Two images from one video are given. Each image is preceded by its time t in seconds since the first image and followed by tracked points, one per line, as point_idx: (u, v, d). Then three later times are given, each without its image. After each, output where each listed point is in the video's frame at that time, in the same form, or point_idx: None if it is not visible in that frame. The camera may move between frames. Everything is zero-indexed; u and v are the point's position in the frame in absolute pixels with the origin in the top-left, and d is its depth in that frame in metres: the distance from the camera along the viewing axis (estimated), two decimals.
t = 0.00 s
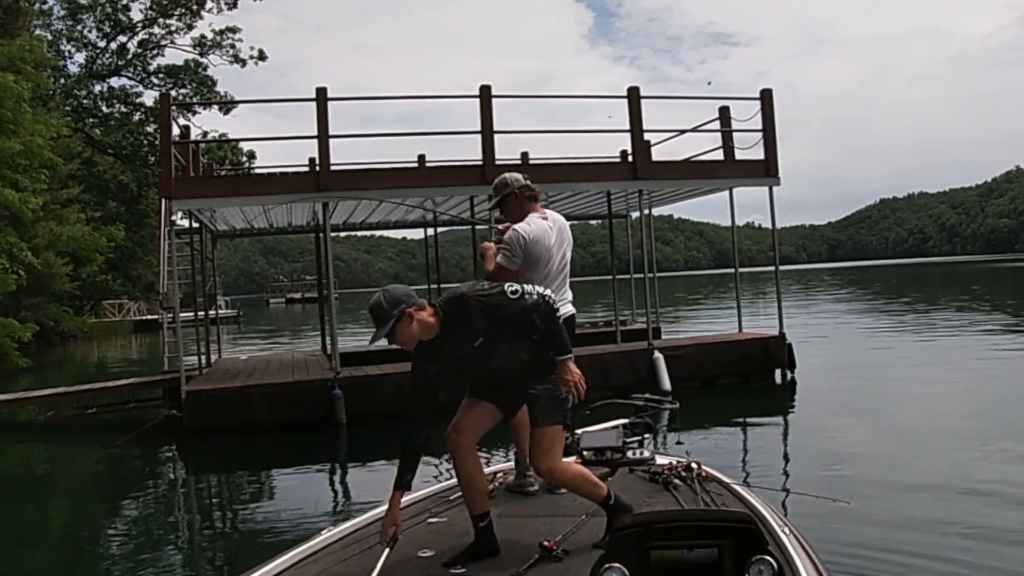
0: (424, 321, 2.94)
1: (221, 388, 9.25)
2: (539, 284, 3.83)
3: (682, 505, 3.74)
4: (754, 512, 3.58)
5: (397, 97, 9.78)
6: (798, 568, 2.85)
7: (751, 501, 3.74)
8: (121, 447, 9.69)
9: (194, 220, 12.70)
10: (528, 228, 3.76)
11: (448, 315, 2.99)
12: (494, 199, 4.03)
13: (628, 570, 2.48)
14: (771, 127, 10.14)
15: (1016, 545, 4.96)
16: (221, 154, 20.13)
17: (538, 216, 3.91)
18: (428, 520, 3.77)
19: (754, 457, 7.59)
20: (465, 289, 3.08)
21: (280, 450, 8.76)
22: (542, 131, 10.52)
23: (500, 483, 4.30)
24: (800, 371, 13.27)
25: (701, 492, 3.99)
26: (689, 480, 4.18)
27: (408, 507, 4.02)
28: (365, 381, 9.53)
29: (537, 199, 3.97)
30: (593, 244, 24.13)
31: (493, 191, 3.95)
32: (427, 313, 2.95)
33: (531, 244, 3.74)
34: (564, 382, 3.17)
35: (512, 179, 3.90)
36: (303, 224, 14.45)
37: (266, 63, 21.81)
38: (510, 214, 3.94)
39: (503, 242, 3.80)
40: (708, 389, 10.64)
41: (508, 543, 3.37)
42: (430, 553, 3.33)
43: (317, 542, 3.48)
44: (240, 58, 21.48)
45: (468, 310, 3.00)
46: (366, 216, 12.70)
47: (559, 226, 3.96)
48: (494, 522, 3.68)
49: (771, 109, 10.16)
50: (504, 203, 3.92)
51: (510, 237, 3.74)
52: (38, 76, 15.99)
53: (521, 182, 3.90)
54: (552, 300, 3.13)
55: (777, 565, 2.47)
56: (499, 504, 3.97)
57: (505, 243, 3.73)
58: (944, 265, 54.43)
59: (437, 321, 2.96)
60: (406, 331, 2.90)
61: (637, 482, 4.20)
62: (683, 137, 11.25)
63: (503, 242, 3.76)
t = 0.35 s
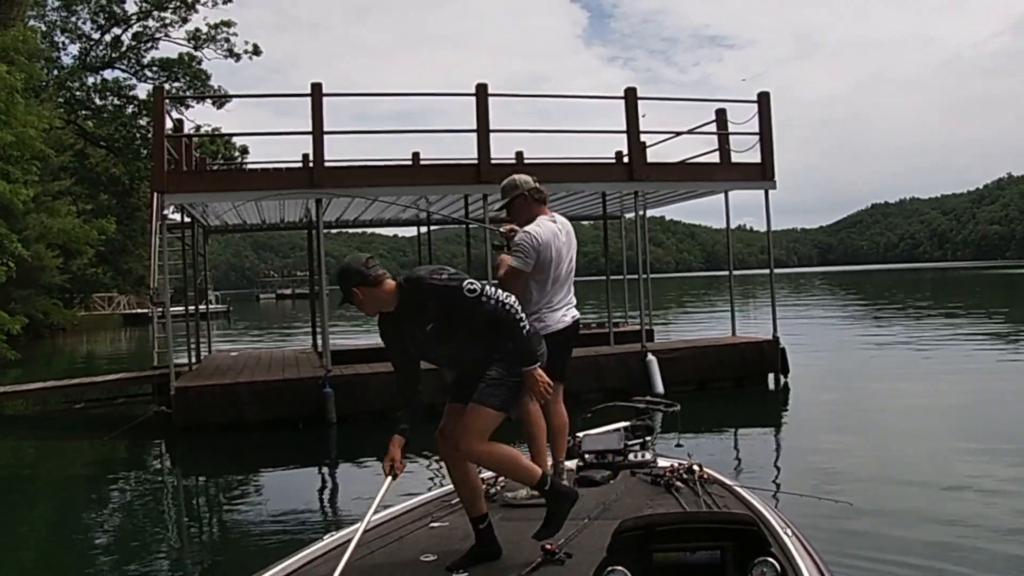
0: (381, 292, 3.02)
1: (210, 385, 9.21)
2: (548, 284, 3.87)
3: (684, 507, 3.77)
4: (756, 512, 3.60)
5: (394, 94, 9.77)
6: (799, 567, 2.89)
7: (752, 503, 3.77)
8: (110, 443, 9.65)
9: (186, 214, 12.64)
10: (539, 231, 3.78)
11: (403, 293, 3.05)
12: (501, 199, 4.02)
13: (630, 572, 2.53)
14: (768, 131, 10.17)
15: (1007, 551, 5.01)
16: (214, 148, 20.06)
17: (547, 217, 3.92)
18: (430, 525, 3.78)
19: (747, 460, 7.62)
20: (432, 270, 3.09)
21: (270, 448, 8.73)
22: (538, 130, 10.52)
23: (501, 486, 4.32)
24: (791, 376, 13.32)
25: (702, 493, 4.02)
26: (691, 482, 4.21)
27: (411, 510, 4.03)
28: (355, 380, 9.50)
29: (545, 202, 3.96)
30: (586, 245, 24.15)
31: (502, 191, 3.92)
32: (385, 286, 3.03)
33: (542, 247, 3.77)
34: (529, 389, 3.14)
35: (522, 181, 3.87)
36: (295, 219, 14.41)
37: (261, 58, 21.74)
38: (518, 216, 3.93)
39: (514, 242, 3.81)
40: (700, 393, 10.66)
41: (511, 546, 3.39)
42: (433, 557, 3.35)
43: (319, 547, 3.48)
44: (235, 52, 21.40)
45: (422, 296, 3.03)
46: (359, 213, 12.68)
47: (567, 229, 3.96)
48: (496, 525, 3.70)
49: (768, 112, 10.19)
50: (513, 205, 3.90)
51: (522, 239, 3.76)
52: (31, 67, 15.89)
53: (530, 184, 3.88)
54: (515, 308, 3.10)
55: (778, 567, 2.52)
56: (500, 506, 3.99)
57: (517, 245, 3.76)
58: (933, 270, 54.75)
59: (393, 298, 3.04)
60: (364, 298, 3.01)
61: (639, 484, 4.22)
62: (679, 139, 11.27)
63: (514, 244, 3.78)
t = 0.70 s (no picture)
0: (365, 212, 3.15)
1: (196, 380, 9.17)
2: (542, 281, 3.86)
3: (680, 508, 3.77)
4: (752, 514, 3.60)
5: (385, 90, 9.74)
6: (793, 568, 2.91)
7: (748, 505, 3.77)
8: (95, 438, 9.60)
9: (174, 208, 12.59)
10: (535, 226, 3.78)
11: (379, 227, 3.14)
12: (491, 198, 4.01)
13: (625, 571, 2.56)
14: (760, 131, 10.20)
15: (992, 553, 5.06)
16: (204, 142, 19.98)
17: (540, 215, 3.92)
18: (424, 523, 3.81)
19: (735, 460, 7.66)
20: (412, 229, 3.07)
21: (256, 444, 8.72)
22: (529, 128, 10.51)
23: (497, 485, 4.33)
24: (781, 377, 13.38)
25: (699, 494, 4.02)
26: (687, 483, 4.21)
27: (406, 506, 4.05)
28: (342, 376, 9.43)
29: (536, 200, 3.97)
30: (577, 244, 24.16)
31: (493, 189, 3.92)
32: (369, 208, 3.15)
33: (538, 242, 3.76)
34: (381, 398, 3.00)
35: (514, 178, 3.89)
36: (285, 214, 14.37)
37: (253, 52, 21.66)
38: (509, 214, 3.93)
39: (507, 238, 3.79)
40: (689, 393, 10.70)
41: (505, 545, 3.41)
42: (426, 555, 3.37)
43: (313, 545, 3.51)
44: (227, 46, 21.32)
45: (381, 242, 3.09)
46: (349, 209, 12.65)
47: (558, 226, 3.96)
48: (492, 523, 3.73)
49: (760, 113, 10.22)
50: (505, 202, 3.90)
51: (517, 233, 3.74)
52: (21, 59, 15.78)
53: (522, 182, 3.89)
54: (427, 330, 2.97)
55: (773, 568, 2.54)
56: (493, 505, 4.00)
57: (512, 241, 3.73)
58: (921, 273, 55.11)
59: (371, 223, 3.16)
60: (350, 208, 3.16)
61: (635, 484, 4.23)
62: (671, 138, 11.29)
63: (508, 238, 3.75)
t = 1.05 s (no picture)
0: (357, 186, 3.32)
1: (185, 383, 9.13)
2: (534, 280, 3.88)
3: (677, 506, 3.78)
4: (749, 513, 3.61)
5: (376, 91, 9.73)
6: (791, 568, 2.90)
7: (746, 503, 3.78)
8: (84, 441, 9.55)
9: (163, 210, 12.53)
10: (528, 226, 3.77)
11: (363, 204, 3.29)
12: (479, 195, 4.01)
13: (621, 570, 2.54)
14: (752, 131, 10.22)
15: (986, 551, 5.08)
16: (195, 144, 19.90)
17: (530, 212, 3.92)
18: (421, 520, 3.81)
19: (728, 460, 7.67)
20: (385, 212, 3.16)
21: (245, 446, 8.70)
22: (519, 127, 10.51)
23: (494, 483, 4.33)
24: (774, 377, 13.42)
25: (696, 492, 4.03)
26: (684, 481, 4.20)
27: (404, 504, 4.04)
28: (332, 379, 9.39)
29: (526, 197, 3.96)
30: (569, 245, 24.16)
31: (482, 186, 3.91)
32: (360, 184, 3.32)
33: (532, 242, 3.76)
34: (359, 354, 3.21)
35: (503, 176, 3.88)
36: (274, 216, 14.33)
37: (243, 54, 21.61)
38: (499, 212, 3.92)
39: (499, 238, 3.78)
40: (682, 393, 10.71)
41: (503, 543, 3.42)
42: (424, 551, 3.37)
43: (308, 541, 3.51)
44: (216, 48, 21.26)
45: (357, 219, 3.23)
46: (339, 210, 12.63)
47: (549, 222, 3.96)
48: (490, 520, 3.74)
49: (752, 112, 10.24)
50: (495, 200, 3.89)
51: (510, 234, 3.73)
52: (10, 61, 15.68)
53: (512, 179, 3.89)
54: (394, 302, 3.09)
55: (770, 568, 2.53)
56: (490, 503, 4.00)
57: (505, 242, 3.71)
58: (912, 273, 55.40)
59: (360, 197, 3.33)
60: (344, 180, 3.34)
61: (633, 483, 4.23)
62: (662, 137, 11.30)
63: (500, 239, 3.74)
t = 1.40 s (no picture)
0: (364, 188, 3.33)
1: (176, 387, 9.10)
2: (536, 281, 3.88)
3: (678, 506, 3.78)
4: (750, 513, 3.61)
5: (369, 93, 9.72)
6: (792, 568, 2.90)
7: (746, 503, 3.78)
8: (76, 446, 9.51)
9: (155, 213, 12.49)
10: (527, 227, 3.79)
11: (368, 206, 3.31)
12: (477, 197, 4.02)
13: (622, 570, 2.56)
14: (745, 132, 10.25)
15: (981, 551, 5.10)
16: (186, 147, 19.83)
17: (528, 213, 3.93)
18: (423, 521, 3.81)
19: (725, 461, 7.68)
20: (384, 214, 3.17)
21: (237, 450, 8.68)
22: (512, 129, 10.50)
23: (495, 484, 4.34)
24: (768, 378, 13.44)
25: (697, 492, 4.03)
26: (684, 482, 4.21)
27: (405, 505, 4.04)
28: (324, 383, 9.38)
29: (523, 197, 3.98)
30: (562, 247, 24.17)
31: (480, 188, 3.93)
32: (367, 186, 3.32)
33: (531, 243, 3.77)
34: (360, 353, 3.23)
35: (501, 177, 3.89)
36: (266, 218, 14.30)
37: (234, 56, 21.57)
38: (497, 214, 3.94)
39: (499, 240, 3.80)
40: (677, 395, 10.72)
41: (505, 544, 3.42)
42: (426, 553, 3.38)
43: (312, 543, 3.51)
44: (208, 51, 21.21)
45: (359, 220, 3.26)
46: (331, 212, 12.60)
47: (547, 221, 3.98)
48: (491, 522, 3.73)
49: (746, 114, 10.27)
50: (493, 202, 3.91)
51: (510, 235, 3.74)
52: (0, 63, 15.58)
53: (509, 179, 3.90)
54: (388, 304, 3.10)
55: (772, 568, 2.52)
56: (492, 504, 4.01)
57: (507, 244, 3.73)
58: (904, 274, 55.65)
59: (366, 199, 3.34)
60: (353, 182, 3.36)
61: (633, 483, 4.24)
62: (656, 138, 11.31)
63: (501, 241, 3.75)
